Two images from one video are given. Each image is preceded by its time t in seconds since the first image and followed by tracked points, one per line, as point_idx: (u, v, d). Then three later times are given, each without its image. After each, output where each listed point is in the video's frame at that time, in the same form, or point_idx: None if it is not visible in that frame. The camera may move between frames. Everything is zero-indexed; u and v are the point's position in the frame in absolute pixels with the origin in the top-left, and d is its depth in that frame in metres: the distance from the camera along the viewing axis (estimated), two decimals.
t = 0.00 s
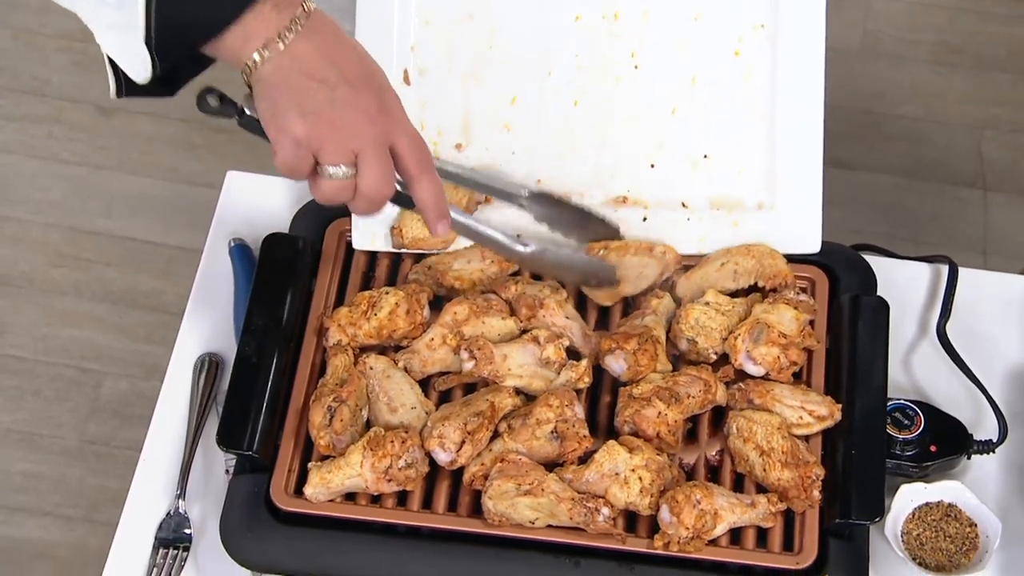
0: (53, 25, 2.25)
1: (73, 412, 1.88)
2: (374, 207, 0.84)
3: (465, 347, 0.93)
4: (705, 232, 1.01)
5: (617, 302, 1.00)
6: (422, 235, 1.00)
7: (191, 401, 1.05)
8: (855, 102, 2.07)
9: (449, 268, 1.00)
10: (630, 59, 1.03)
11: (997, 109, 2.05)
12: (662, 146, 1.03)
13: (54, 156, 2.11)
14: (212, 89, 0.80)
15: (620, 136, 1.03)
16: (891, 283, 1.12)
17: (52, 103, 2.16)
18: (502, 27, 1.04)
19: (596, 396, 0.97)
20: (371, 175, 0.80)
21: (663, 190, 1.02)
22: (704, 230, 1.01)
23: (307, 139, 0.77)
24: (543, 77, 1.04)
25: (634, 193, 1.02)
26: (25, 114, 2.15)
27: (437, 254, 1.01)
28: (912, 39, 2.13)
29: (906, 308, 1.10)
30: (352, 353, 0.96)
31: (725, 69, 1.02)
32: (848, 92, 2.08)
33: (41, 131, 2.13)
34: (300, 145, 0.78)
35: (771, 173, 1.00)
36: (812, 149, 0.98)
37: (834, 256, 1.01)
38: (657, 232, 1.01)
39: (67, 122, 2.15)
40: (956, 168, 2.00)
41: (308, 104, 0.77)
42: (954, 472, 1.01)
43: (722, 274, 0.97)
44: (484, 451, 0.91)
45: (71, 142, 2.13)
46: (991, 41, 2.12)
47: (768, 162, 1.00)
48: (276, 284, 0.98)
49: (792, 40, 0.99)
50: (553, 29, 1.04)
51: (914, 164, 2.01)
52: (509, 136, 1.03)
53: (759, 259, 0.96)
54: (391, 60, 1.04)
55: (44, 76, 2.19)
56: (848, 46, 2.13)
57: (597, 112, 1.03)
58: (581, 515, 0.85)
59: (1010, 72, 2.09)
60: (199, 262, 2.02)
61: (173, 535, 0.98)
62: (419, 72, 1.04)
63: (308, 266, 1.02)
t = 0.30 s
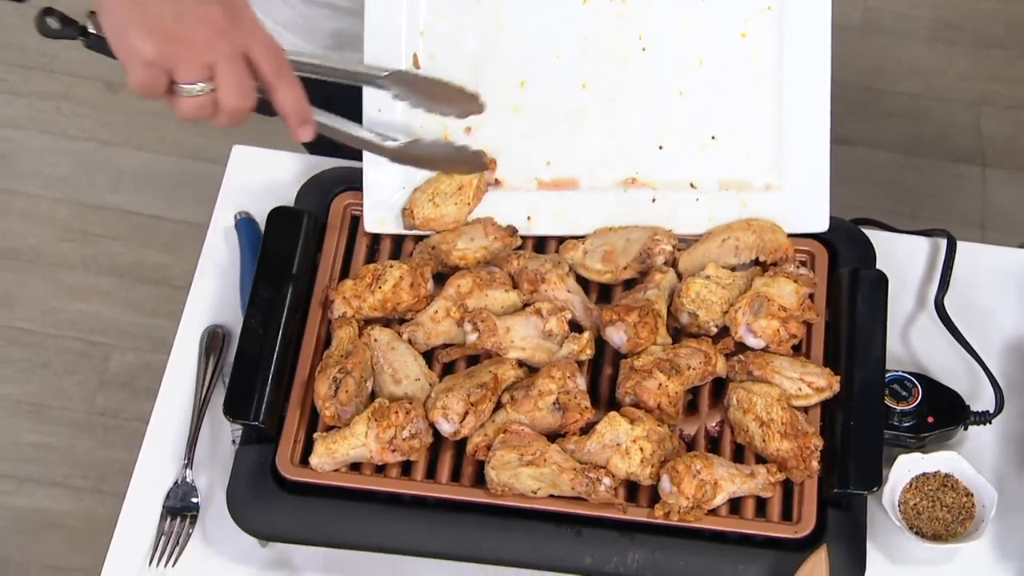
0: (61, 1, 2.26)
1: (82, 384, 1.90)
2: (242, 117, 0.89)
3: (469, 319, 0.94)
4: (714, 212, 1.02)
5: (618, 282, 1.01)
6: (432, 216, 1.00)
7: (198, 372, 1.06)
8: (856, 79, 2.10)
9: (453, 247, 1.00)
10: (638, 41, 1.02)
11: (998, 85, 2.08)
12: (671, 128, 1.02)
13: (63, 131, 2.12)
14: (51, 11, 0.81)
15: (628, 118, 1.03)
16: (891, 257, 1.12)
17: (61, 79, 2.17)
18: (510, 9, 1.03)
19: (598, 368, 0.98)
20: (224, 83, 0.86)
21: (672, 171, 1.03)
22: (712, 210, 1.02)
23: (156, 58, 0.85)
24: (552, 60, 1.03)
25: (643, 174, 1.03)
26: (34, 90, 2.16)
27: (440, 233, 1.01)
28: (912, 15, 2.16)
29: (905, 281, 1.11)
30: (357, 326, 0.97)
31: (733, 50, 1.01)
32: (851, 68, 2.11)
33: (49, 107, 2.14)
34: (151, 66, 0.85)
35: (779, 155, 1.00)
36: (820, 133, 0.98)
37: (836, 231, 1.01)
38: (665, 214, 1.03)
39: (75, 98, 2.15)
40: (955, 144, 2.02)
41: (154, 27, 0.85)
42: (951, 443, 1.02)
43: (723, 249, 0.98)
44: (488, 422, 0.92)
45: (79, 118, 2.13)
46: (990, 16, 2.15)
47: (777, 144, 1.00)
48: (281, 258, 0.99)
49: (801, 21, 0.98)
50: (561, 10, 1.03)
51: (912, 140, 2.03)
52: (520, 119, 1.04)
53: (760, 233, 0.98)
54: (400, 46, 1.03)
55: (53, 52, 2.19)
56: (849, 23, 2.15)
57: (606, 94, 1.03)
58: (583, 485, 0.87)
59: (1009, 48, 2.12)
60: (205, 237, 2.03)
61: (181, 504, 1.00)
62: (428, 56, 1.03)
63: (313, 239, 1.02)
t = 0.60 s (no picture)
0: None
1: (96, 364, 1.93)
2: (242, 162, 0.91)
3: (477, 303, 0.96)
4: (698, 196, 1.03)
5: (624, 266, 1.02)
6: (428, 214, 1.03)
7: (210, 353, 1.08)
8: (859, 68, 2.13)
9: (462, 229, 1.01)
10: (634, 25, 1.04)
11: (999, 75, 2.11)
12: (662, 111, 1.04)
13: (78, 117, 2.16)
14: (62, 53, 0.84)
15: (621, 100, 1.05)
16: (893, 243, 1.13)
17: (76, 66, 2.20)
18: None
19: (604, 351, 0.99)
20: (235, 135, 0.87)
21: (660, 154, 1.04)
22: (697, 195, 1.03)
23: (172, 106, 0.83)
24: (549, 39, 1.05)
25: (632, 156, 1.05)
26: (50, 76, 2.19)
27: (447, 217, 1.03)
28: (914, 6, 2.19)
29: (906, 267, 1.12)
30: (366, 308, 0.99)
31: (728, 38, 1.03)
32: (855, 57, 2.14)
33: (65, 93, 2.18)
34: (167, 113, 0.83)
35: (766, 142, 1.02)
36: (808, 124, 1.00)
37: (839, 217, 1.03)
38: (651, 196, 1.04)
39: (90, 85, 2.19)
40: (957, 132, 2.05)
41: (169, 70, 0.83)
42: (951, 425, 1.04)
43: (725, 237, 1.00)
44: (494, 403, 0.94)
45: (94, 104, 2.17)
46: (991, 7, 2.18)
47: (764, 132, 1.02)
48: (292, 242, 1.01)
49: (795, 13, 1.00)
50: None
51: (914, 129, 2.06)
52: (513, 97, 1.06)
53: (759, 219, 0.99)
54: (401, 17, 1.06)
55: (68, 38, 2.21)
56: (852, 13, 2.18)
57: (599, 75, 1.05)
58: (588, 465, 0.89)
59: (1010, 38, 2.15)
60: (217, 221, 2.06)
61: (194, 482, 1.02)
62: (428, 30, 1.07)
63: (322, 223, 1.04)
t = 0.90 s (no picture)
0: None
1: (113, 351, 1.96)
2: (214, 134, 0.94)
3: (488, 292, 0.97)
4: (707, 181, 1.05)
5: (632, 258, 1.03)
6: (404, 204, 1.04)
7: (227, 340, 1.10)
8: (865, 65, 2.14)
9: (474, 219, 1.03)
10: (644, 15, 1.07)
11: (1003, 72, 2.11)
12: (672, 98, 1.06)
13: (96, 108, 2.18)
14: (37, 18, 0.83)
15: (631, 88, 1.07)
16: (897, 237, 1.15)
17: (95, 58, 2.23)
18: None
19: (612, 341, 1.01)
20: (201, 97, 0.90)
21: (669, 139, 1.06)
22: (708, 181, 1.05)
23: (137, 68, 0.89)
24: (560, 28, 1.08)
25: (642, 142, 1.07)
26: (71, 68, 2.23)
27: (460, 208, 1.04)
28: (920, 4, 2.19)
29: (911, 260, 1.13)
30: (379, 298, 1.00)
31: (736, 28, 1.05)
32: (860, 54, 2.15)
33: (83, 85, 2.21)
34: (131, 75, 0.88)
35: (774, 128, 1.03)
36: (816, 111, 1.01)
37: (845, 210, 1.04)
38: (660, 180, 1.06)
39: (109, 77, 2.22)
40: (961, 129, 2.06)
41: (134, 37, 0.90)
42: (954, 416, 1.05)
43: (737, 234, 1.01)
44: (505, 391, 0.96)
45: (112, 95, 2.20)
46: (996, 4, 2.19)
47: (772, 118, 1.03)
48: (307, 232, 1.03)
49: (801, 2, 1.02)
50: None
51: (919, 125, 2.07)
52: (525, 84, 1.09)
53: (774, 224, 1.00)
54: (416, 8, 1.09)
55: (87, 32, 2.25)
56: (859, 11, 2.19)
57: (609, 63, 1.08)
58: (596, 453, 0.90)
59: (1014, 35, 2.16)
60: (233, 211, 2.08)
61: (209, 467, 1.04)
62: (442, 19, 1.10)
63: (337, 214, 1.06)
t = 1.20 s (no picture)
0: None
1: (129, 336, 1.99)
2: (218, 123, 0.92)
3: (497, 279, 0.99)
4: (772, 141, 0.82)
5: (639, 245, 1.05)
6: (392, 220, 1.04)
7: (240, 325, 1.12)
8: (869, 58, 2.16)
9: (484, 207, 1.05)
10: None
11: (1003, 65, 2.14)
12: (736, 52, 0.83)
13: (113, 97, 2.21)
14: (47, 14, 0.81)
15: (691, 41, 0.84)
16: (900, 226, 1.16)
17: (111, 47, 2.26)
18: None
19: (618, 327, 1.03)
20: (206, 81, 0.90)
21: (732, 96, 0.83)
22: (775, 135, 0.82)
23: (143, 50, 0.89)
24: None
25: (703, 102, 0.83)
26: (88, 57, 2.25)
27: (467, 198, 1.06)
28: None
29: (914, 249, 1.14)
30: (389, 284, 1.02)
31: None
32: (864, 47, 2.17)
33: (99, 74, 2.23)
34: (136, 55, 0.88)
35: (840, 75, 0.82)
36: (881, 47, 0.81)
37: (848, 200, 1.05)
38: (727, 146, 0.81)
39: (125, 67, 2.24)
40: (963, 121, 2.09)
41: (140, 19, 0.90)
42: (955, 403, 1.07)
43: (742, 222, 1.02)
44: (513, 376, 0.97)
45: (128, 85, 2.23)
46: None
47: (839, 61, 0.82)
48: (319, 219, 1.05)
49: None
50: None
51: (921, 117, 2.09)
52: (584, 49, 0.84)
53: (778, 213, 1.02)
54: None
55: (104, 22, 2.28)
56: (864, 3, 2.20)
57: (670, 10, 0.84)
58: (603, 437, 0.92)
59: (1016, 29, 2.18)
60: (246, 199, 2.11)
61: (222, 449, 1.06)
62: None
63: (348, 202, 1.08)
